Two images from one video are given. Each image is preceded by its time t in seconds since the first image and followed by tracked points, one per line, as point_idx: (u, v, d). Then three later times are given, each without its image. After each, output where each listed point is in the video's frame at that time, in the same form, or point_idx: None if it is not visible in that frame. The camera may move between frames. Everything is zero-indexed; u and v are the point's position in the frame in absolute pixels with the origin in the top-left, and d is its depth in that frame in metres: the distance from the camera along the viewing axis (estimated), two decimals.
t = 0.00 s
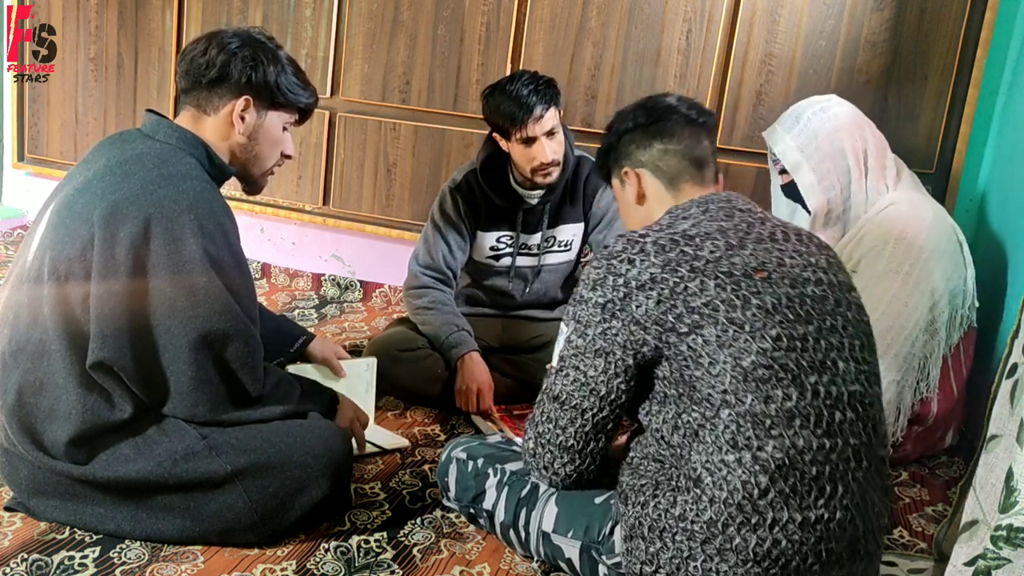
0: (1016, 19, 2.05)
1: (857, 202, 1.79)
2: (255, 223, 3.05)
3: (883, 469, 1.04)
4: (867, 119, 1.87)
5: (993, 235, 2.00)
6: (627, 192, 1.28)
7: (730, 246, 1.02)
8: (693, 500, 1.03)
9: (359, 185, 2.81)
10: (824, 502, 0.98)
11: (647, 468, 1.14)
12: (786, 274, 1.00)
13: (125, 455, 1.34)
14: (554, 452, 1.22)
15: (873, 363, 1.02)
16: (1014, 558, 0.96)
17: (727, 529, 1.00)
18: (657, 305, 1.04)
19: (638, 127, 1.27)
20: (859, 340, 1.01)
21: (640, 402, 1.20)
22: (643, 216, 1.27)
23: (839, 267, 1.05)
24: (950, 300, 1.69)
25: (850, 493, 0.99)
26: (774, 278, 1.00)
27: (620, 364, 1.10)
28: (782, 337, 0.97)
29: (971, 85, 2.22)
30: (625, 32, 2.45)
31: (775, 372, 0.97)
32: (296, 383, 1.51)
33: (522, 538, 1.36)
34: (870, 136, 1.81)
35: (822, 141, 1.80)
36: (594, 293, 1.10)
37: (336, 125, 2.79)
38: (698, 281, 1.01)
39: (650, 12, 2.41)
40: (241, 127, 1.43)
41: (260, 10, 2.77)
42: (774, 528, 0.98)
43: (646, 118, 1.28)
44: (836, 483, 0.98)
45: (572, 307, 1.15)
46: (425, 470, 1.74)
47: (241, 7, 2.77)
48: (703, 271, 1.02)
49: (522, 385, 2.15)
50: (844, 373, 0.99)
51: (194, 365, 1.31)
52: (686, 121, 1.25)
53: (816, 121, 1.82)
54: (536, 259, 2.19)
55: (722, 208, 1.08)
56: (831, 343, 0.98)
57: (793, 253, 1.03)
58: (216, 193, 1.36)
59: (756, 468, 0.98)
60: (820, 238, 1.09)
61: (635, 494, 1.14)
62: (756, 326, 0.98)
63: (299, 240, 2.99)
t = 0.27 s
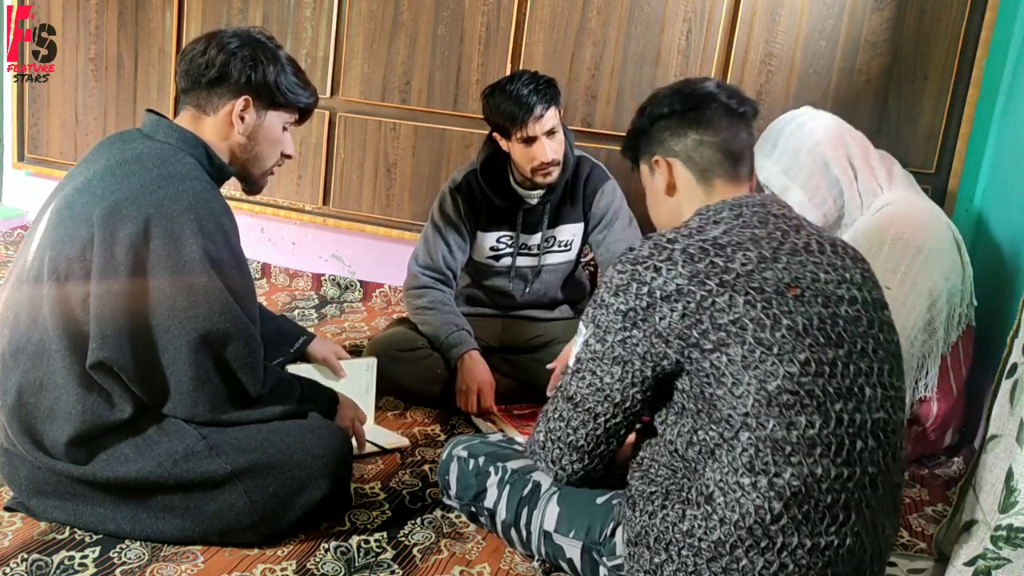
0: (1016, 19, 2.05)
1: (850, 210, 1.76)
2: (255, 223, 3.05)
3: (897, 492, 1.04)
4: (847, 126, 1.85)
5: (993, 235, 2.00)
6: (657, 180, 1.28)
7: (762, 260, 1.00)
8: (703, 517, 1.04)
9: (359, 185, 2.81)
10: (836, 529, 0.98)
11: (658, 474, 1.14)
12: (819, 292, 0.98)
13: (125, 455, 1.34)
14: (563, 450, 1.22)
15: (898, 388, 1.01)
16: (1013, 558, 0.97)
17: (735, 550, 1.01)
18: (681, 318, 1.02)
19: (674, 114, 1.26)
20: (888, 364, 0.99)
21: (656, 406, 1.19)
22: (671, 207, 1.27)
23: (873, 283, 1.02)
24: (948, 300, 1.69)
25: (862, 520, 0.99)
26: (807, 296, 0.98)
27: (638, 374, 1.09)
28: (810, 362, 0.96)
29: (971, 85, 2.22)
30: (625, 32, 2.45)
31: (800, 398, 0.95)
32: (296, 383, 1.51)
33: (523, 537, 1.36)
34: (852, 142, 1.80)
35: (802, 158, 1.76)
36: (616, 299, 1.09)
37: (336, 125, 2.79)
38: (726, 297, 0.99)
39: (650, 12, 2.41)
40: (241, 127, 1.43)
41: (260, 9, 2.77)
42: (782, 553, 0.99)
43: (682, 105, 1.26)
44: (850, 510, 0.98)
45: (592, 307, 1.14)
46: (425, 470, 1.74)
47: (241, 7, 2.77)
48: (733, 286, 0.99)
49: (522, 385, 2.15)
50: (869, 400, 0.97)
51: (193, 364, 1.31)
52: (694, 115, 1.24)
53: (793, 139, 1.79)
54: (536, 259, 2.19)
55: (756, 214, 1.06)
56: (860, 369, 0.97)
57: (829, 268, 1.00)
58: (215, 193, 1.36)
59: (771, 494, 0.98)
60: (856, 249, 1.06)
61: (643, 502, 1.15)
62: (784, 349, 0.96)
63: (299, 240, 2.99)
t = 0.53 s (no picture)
0: (1016, 19, 2.04)
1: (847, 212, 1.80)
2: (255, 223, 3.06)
3: (903, 510, 1.06)
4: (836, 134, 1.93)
5: (993, 235, 2.00)
6: (680, 171, 1.26)
7: (784, 269, 0.98)
8: (708, 527, 1.04)
9: (359, 185, 2.81)
10: (841, 545, 0.99)
11: (664, 477, 1.13)
12: (840, 305, 0.97)
13: (125, 455, 1.34)
14: (570, 448, 1.22)
15: (912, 405, 1.02)
16: (1014, 558, 0.96)
17: (739, 563, 1.02)
18: (696, 328, 1.01)
19: (702, 103, 1.23)
20: (903, 383, 1.01)
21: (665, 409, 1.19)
22: (693, 199, 1.25)
23: (894, 295, 1.03)
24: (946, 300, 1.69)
25: (867, 536, 1.01)
26: (827, 310, 0.97)
27: (649, 381, 1.08)
28: (826, 380, 0.95)
29: (971, 85, 2.21)
30: (625, 32, 2.45)
31: (814, 417, 0.96)
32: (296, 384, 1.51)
33: (525, 536, 1.36)
34: (840, 148, 1.87)
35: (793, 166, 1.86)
36: (630, 303, 1.07)
37: (336, 125, 2.79)
38: (745, 308, 0.98)
39: (650, 12, 2.41)
40: (241, 127, 1.43)
41: (260, 9, 2.77)
42: (786, 567, 1.00)
43: (711, 94, 1.22)
44: (856, 527, 0.99)
45: (605, 307, 1.12)
46: (425, 470, 1.74)
47: (241, 7, 2.77)
48: (751, 297, 0.98)
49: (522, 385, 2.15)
50: (882, 419, 0.98)
51: (193, 364, 1.31)
52: (719, 109, 1.21)
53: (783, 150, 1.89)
54: (536, 259, 2.19)
55: (779, 217, 1.03)
56: (875, 388, 0.97)
57: (850, 281, 0.99)
58: (215, 193, 1.36)
59: (779, 510, 0.98)
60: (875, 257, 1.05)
61: (647, 506, 1.14)
62: (801, 365, 0.96)
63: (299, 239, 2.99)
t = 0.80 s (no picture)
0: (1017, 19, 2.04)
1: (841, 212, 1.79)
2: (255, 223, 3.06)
3: (901, 506, 1.05)
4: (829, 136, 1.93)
5: (993, 235, 2.00)
6: (672, 171, 1.26)
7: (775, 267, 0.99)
8: (706, 524, 1.04)
9: (359, 185, 2.81)
10: (838, 540, 0.98)
11: (662, 477, 1.13)
12: (832, 302, 0.97)
13: (125, 455, 1.34)
14: (568, 452, 1.22)
15: (907, 399, 1.01)
16: (1014, 558, 0.96)
17: (737, 560, 1.01)
18: (689, 326, 1.01)
19: (699, 103, 1.23)
20: (897, 377, 0.99)
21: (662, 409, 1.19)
22: (688, 199, 1.24)
23: (888, 290, 1.02)
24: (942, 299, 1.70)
25: (865, 532, 1.00)
26: (819, 306, 0.97)
27: (645, 380, 1.08)
28: (819, 375, 0.95)
29: (971, 85, 2.21)
30: (625, 32, 2.45)
31: (808, 411, 0.95)
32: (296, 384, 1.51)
33: (525, 535, 1.36)
34: (832, 149, 1.87)
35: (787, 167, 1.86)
36: (624, 303, 1.07)
37: (336, 125, 2.79)
38: (737, 305, 0.98)
39: (650, 12, 2.41)
40: (241, 127, 1.43)
41: (260, 9, 2.77)
42: (784, 563, 0.99)
43: (707, 94, 1.22)
44: (853, 522, 0.98)
45: (600, 309, 1.13)
46: (425, 470, 1.74)
47: (241, 7, 2.77)
48: (744, 295, 0.98)
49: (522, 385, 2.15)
50: (877, 413, 0.97)
51: (193, 365, 1.31)
52: (715, 109, 1.21)
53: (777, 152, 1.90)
54: (536, 259, 2.19)
55: (771, 216, 1.04)
56: (869, 382, 0.96)
57: (842, 278, 0.99)
58: (215, 193, 1.36)
59: (776, 505, 0.97)
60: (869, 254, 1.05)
61: (646, 506, 1.15)
62: (793, 361, 0.96)
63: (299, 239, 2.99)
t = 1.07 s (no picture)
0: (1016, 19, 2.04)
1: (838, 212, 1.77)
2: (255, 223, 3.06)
3: (889, 479, 1.02)
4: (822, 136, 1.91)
5: (993, 235, 2.00)
6: (642, 178, 1.26)
7: (742, 250, 1.00)
8: (696, 506, 1.03)
9: (359, 185, 2.81)
10: (828, 511, 0.96)
11: (652, 471, 1.14)
12: (798, 280, 0.98)
13: (126, 455, 1.34)
14: (560, 454, 1.21)
15: (882, 372, 1.00)
16: (1014, 558, 0.96)
17: (729, 537, 1.00)
18: (665, 309, 1.02)
19: (664, 113, 1.23)
20: (869, 348, 0.99)
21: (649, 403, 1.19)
22: (657, 206, 1.25)
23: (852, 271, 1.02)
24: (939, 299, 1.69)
25: (854, 503, 0.97)
26: (786, 284, 0.97)
27: (628, 368, 1.08)
28: (791, 346, 0.95)
29: (971, 85, 2.21)
30: (625, 32, 2.45)
31: (782, 382, 0.95)
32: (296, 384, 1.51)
33: (523, 537, 1.36)
34: (827, 151, 1.85)
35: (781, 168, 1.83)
36: (602, 295, 1.08)
37: (336, 125, 2.79)
38: (707, 287, 0.99)
39: (650, 12, 2.41)
40: (241, 127, 1.43)
41: (260, 9, 2.77)
42: (776, 537, 0.97)
43: (671, 104, 1.23)
44: (841, 493, 0.96)
45: (580, 307, 1.14)
46: (425, 469, 1.74)
47: (241, 7, 2.77)
48: (713, 276, 0.99)
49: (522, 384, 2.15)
50: (851, 383, 0.96)
51: (193, 365, 1.31)
52: (678, 119, 1.22)
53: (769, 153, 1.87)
54: (536, 259, 2.19)
55: (735, 209, 1.06)
56: (841, 353, 0.96)
57: (806, 261, 0.99)
58: (216, 193, 1.36)
59: (761, 477, 0.96)
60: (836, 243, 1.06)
61: (638, 497, 1.14)
62: (764, 335, 0.96)
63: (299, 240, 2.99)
